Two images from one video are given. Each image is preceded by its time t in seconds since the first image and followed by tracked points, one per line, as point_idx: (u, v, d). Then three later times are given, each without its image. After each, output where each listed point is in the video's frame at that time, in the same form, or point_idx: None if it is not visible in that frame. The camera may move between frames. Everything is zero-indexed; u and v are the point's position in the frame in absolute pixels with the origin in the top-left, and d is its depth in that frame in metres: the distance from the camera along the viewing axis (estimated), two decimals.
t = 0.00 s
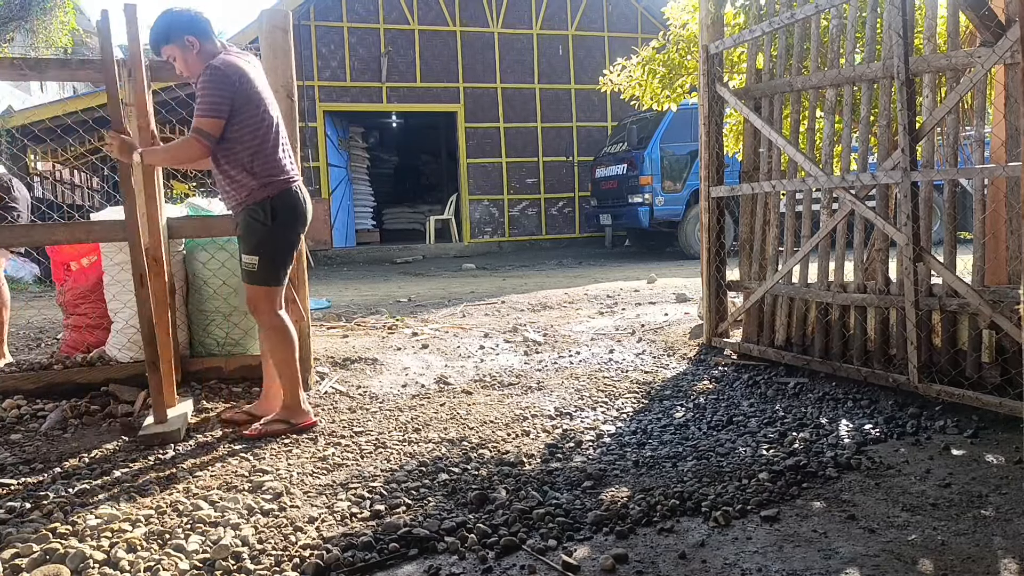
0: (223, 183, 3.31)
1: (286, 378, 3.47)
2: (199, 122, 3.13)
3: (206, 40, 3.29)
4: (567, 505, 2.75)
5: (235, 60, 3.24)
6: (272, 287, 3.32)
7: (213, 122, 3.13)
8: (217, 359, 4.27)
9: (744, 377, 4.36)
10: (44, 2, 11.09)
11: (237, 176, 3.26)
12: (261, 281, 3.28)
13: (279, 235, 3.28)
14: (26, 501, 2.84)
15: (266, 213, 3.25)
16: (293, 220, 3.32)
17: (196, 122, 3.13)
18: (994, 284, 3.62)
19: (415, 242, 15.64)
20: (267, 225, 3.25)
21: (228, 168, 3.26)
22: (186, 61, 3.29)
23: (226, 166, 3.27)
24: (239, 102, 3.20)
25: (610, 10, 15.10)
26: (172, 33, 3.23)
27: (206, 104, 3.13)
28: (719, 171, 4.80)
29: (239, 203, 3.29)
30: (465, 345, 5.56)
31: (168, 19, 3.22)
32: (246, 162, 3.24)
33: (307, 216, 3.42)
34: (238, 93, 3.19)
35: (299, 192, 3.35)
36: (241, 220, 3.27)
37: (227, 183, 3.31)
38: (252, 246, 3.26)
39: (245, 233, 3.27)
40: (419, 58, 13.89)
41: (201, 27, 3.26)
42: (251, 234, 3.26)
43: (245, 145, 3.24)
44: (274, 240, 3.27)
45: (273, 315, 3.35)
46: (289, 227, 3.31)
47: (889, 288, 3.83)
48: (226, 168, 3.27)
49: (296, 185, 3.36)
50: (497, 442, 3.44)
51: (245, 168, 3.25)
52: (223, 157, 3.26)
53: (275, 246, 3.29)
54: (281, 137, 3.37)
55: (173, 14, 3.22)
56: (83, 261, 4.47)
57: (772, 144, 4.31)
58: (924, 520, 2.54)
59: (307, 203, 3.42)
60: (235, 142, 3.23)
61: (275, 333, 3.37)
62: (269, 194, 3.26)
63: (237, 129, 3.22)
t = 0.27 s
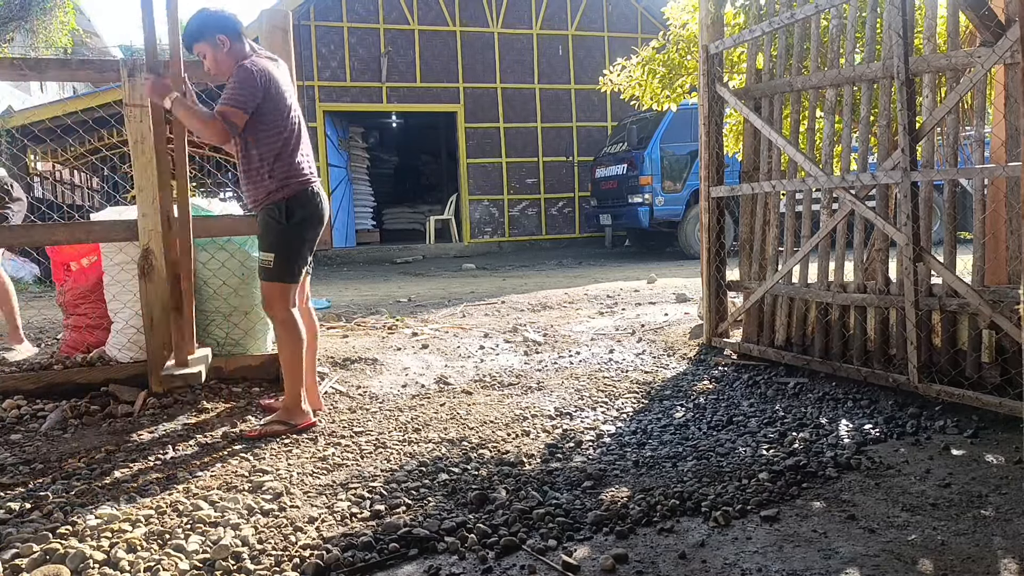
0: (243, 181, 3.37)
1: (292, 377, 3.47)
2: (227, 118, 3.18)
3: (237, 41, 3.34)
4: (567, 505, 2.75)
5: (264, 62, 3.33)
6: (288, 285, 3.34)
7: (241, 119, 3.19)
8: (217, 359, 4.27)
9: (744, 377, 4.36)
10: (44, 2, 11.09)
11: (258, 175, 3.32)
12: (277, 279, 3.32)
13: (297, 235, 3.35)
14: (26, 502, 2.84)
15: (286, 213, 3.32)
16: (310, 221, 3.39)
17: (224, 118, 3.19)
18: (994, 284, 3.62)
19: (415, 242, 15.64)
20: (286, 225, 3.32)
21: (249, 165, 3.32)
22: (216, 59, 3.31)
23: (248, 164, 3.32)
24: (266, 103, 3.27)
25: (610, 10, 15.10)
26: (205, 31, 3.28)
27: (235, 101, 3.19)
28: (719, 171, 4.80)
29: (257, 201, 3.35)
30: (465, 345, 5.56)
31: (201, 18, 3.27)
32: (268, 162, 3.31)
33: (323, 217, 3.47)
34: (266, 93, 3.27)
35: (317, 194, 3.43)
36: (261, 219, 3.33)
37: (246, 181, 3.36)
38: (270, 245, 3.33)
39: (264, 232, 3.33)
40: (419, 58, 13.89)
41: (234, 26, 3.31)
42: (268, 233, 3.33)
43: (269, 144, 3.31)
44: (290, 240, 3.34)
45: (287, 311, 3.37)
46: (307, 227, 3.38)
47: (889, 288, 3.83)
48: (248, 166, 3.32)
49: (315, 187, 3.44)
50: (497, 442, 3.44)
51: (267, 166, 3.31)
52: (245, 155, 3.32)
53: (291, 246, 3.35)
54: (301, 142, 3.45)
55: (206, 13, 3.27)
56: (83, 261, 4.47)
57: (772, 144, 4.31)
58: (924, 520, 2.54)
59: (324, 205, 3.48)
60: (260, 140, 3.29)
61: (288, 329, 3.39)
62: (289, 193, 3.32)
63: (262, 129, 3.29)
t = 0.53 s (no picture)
0: (258, 181, 3.42)
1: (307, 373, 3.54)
2: (249, 118, 3.23)
3: (256, 41, 3.40)
4: (567, 505, 2.75)
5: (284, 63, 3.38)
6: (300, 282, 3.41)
7: (263, 120, 3.23)
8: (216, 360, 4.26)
9: (744, 377, 4.36)
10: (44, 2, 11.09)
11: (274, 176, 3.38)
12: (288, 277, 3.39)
13: (310, 236, 3.41)
14: (25, 502, 2.84)
15: (299, 214, 3.38)
16: (322, 222, 3.44)
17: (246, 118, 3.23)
18: (994, 284, 3.62)
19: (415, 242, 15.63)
20: (300, 226, 3.38)
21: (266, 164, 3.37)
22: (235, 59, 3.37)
23: (264, 164, 3.38)
24: (286, 104, 3.33)
25: (610, 10, 15.11)
26: (223, 33, 3.33)
27: (257, 102, 3.24)
28: (719, 171, 4.80)
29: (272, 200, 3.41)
30: (465, 345, 5.56)
31: (219, 19, 3.32)
32: (285, 162, 3.36)
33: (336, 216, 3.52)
34: (286, 94, 3.32)
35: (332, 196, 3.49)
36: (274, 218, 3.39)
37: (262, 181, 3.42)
38: (283, 245, 3.39)
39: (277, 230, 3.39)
40: (419, 58, 13.89)
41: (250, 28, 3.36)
42: (282, 232, 3.39)
43: (287, 145, 3.36)
44: (304, 240, 3.40)
45: (300, 310, 3.42)
46: (321, 229, 3.44)
47: (889, 289, 3.82)
48: (264, 166, 3.38)
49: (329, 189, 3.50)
50: (497, 442, 3.44)
51: (283, 167, 3.36)
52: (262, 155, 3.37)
53: (304, 246, 3.41)
54: (316, 141, 3.50)
55: (224, 14, 3.32)
56: (83, 261, 4.47)
57: (772, 144, 4.31)
58: (924, 520, 2.54)
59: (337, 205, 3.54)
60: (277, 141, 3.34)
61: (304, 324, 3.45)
62: (304, 195, 3.39)
63: (280, 129, 3.34)
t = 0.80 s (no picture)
0: (282, 183, 3.44)
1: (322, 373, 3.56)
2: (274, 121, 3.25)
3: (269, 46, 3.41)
4: (567, 505, 2.75)
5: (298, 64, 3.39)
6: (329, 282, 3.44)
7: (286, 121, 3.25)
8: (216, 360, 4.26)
9: (744, 377, 4.36)
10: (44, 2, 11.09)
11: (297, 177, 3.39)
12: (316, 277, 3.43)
13: (335, 235, 3.44)
14: (26, 502, 2.84)
15: (324, 213, 3.41)
16: (347, 220, 3.47)
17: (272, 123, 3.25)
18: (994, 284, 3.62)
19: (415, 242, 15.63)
20: (326, 226, 3.41)
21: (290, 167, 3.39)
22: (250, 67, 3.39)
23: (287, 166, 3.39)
24: (305, 104, 3.35)
25: (610, 10, 15.11)
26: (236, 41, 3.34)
27: (278, 104, 3.26)
28: (719, 171, 4.80)
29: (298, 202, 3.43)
30: (465, 345, 5.56)
31: (233, 26, 3.33)
32: (308, 164, 3.38)
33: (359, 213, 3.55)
34: (304, 95, 3.34)
35: (353, 193, 3.52)
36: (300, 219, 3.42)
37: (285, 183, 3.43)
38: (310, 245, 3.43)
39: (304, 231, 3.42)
40: (419, 58, 13.89)
41: (262, 33, 3.37)
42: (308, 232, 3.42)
43: (309, 146, 3.38)
44: (328, 239, 3.43)
45: (328, 309, 3.47)
46: (344, 227, 3.46)
47: (889, 289, 3.82)
48: (287, 169, 3.39)
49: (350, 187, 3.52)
50: (497, 442, 3.44)
51: (307, 168, 3.38)
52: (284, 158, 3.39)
53: (329, 245, 3.44)
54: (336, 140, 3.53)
55: (238, 23, 3.34)
56: (84, 261, 4.46)
57: (771, 144, 4.31)
58: (924, 520, 2.54)
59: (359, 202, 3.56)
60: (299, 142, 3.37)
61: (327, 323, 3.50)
62: (329, 195, 3.41)
63: (301, 130, 3.36)
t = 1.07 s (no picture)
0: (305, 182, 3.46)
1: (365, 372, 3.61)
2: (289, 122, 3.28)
3: (293, 45, 3.46)
4: (567, 505, 2.75)
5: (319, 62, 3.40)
6: (356, 283, 3.45)
7: (301, 122, 3.28)
8: (216, 360, 4.26)
9: (744, 378, 4.36)
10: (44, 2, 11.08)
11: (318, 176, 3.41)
12: (343, 279, 3.43)
13: (359, 234, 3.43)
14: (26, 502, 2.84)
15: (347, 212, 3.40)
16: (371, 220, 3.46)
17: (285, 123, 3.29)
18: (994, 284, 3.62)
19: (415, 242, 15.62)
20: (349, 224, 3.41)
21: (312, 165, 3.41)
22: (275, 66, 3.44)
23: (308, 166, 3.41)
24: (326, 103, 3.36)
25: (610, 10, 15.12)
26: (261, 39, 3.39)
27: (295, 105, 3.29)
28: (719, 171, 4.80)
29: (321, 201, 3.44)
30: (465, 345, 5.55)
31: (254, 27, 3.37)
32: (329, 163, 3.38)
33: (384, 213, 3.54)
34: (325, 93, 3.35)
35: (378, 190, 3.49)
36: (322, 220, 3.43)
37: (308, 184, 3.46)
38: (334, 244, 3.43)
39: (326, 232, 3.43)
40: (419, 58, 13.89)
41: (286, 33, 3.42)
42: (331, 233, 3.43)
43: (330, 145, 3.38)
44: (350, 239, 3.43)
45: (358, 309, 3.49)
46: (369, 225, 3.45)
47: (889, 289, 3.82)
48: (309, 168, 3.42)
49: (376, 186, 3.51)
50: (497, 442, 3.44)
51: (328, 168, 3.39)
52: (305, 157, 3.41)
53: (352, 245, 3.44)
54: (362, 139, 3.51)
55: (262, 23, 3.39)
56: (84, 261, 4.46)
57: (772, 144, 4.31)
58: (924, 520, 2.54)
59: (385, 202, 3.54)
60: (321, 141, 3.38)
61: (359, 328, 3.52)
62: (351, 193, 3.40)
63: (322, 128, 3.36)
